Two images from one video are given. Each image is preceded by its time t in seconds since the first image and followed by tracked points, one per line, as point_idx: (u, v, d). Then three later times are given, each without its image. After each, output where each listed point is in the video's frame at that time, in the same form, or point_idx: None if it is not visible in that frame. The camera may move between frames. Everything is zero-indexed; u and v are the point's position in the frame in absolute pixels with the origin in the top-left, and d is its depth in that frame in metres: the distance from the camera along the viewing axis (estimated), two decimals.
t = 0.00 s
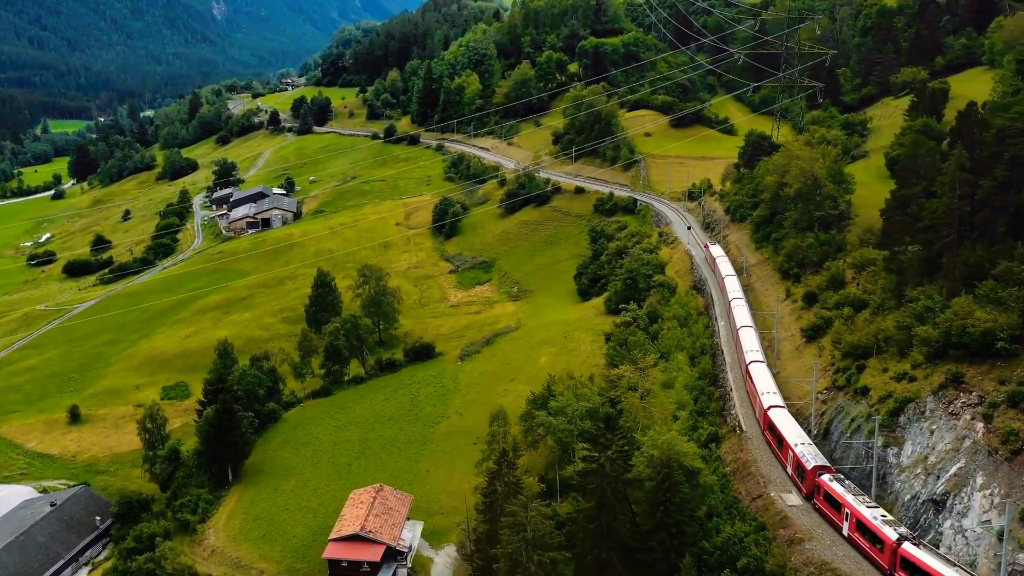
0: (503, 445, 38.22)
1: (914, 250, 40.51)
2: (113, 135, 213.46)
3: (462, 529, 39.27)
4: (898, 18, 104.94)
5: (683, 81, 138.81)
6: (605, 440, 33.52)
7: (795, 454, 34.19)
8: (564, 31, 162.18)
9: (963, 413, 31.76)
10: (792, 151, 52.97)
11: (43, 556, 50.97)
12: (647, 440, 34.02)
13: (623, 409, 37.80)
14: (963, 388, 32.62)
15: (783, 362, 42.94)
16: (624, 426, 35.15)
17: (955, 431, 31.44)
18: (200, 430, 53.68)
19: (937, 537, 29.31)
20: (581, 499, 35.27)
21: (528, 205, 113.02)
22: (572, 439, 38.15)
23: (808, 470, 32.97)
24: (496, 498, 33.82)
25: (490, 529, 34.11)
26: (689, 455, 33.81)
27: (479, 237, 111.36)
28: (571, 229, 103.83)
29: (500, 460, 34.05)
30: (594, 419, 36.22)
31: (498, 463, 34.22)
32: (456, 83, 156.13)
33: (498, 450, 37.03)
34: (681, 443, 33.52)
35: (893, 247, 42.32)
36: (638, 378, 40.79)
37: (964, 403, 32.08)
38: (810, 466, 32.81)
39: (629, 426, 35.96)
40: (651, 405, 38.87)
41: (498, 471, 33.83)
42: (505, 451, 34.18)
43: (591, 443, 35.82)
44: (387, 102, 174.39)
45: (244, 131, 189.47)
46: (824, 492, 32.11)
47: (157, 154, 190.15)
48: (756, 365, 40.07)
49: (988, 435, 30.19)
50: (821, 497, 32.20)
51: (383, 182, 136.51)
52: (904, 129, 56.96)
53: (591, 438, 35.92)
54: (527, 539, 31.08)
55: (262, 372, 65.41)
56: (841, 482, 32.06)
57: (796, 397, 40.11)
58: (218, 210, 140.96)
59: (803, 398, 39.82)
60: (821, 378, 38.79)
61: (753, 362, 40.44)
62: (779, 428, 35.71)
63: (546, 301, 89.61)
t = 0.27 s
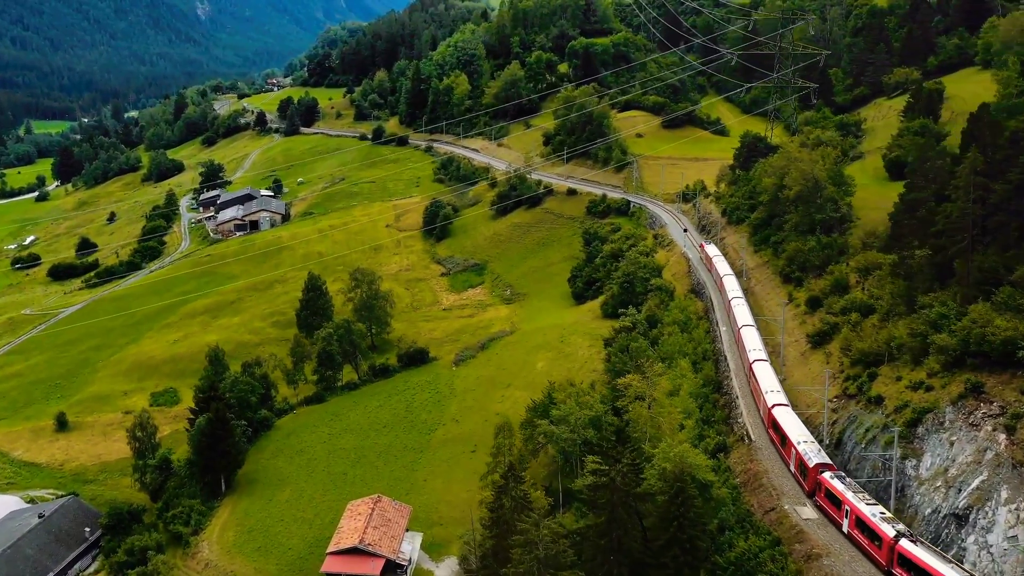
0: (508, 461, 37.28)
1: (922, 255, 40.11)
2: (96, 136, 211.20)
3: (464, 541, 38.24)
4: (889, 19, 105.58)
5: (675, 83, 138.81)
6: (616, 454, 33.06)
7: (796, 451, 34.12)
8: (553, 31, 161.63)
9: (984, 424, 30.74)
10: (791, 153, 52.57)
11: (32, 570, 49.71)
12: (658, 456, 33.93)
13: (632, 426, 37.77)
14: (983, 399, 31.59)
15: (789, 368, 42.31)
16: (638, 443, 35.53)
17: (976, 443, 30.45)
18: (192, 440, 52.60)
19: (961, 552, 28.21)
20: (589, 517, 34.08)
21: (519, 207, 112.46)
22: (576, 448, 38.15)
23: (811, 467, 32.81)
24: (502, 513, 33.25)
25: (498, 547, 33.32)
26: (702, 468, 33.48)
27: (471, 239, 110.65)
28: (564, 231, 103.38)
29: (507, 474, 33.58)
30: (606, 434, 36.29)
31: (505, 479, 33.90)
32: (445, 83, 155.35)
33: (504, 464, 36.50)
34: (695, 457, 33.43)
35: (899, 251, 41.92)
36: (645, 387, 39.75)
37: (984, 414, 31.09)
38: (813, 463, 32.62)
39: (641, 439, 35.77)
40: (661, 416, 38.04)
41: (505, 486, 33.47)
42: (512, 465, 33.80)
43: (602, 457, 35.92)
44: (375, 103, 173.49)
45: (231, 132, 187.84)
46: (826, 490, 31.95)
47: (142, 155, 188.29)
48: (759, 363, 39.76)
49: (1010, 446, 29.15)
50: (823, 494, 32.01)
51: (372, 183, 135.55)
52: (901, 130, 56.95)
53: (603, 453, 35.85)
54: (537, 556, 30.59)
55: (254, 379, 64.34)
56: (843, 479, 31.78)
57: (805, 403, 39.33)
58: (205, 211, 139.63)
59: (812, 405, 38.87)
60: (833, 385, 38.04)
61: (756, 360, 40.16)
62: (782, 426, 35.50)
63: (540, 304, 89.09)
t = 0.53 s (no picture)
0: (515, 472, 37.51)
1: (930, 258, 39.68)
2: (84, 137, 209.50)
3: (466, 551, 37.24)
4: (884, 20, 106.32)
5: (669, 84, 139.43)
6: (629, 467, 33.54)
7: (800, 448, 33.90)
8: (545, 31, 161.17)
9: (1004, 433, 29.29)
10: (792, 155, 52.15)
11: None
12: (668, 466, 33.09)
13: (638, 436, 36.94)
14: (1003, 408, 30.11)
15: (795, 374, 41.18)
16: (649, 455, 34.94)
17: (997, 454, 29.02)
18: (187, 449, 51.71)
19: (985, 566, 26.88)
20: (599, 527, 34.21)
21: (514, 209, 111.81)
22: (580, 456, 37.43)
23: (813, 464, 32.68)
24: (511, 526, 32.48)
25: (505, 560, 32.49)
26: (716, 480, 32.59)
27: (465, 241, 109.92)
28: (559, 233, 102.92)
29: (515, 488, 32.93)
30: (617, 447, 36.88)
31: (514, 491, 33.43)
32: (436, 84, 154.65)
33: (512, 474, 36.65)
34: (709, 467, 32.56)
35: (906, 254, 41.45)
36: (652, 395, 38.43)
37: (1004, 423, 29.64)
38: (817, 461, 32.47)
39: (652, 450, 35.46)
40: (670, 423, 36.83)
41: (514, 498, 32.83)
42: (521, 477, 33.21)
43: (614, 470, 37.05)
44: (365, 104, 172.77)
45: (220, 133, 186.51)
46: (828, 487, 31.89)
47: (131, 157, 186.77)
48: (763, 361, 39.39)
49: None
50: (825, 491, 31.96)
51: (364, 184, 134.68)
52: (900, 131, 56.93)
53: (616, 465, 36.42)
54: (551, 573, 30.51)
55: (249, 386, 63.35)
56: (845, 477, 31.72)
57: (819, 411, 37.98)
58: (195, 213, 138.54)
59: (822, 412, 37.68)
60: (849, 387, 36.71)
61: (760, 359, 39.80)
62: (787, 424, 35.24)
63: (536, 307, 88.60)
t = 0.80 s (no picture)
0: (524, 487, 37.34)
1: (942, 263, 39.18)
2: (72, 138, 207.76)
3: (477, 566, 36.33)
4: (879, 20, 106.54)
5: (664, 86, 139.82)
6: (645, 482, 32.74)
7: (807, 447, 33.98)
8: (537, 31, 160.70)
9: None
10: (796, 157, 51.82)
11: None
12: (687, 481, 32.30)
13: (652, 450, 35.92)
14: None
15: (806, 382, 40.41)
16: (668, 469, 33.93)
17: None
18: (184, 459, 50.84)
19: None
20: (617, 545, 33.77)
21: (509, 210, 111.10)
22: (587, 466, 36.65)
23: (820, 463, 32.91)
24: (523, 543, 31.43)
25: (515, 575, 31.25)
26: (735, 495, 31.58)
27: (459, 243, 109.20)
28: (555, 235, 102.41)
29: (527, 503, 32.11)
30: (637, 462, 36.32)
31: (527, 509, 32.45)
32: (428, 84, 153.94)
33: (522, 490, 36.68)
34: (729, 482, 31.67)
35: (917, 258, 40.97)
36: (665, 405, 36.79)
37: None
38: (823, 460, 32.64)
39: (671, 463, 34.67)
40: (683, 434, 35.63)
41: (527, 513, 31.99)
42: (532, 492, 32.48)
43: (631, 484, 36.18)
44: (356, 105, 171.98)
45: (210, 134, 185.13)
46: (834, 485, 32.14)
47: (120, 158, 185.26)
48: (770, 361, 39.46)
49: None
50: (832, 489, 32.23)
51: (357, 185, 133.79)
52: (902, 132, 56.86)
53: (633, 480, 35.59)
54: None
55: (245, 393, 62.37)
56: (852, 475, 31.85)
57: (835, 422, 36.92)
58: (186, 215, 137.46)
59: (838, 422, 36.73)
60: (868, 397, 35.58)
61: (766, 358, 39.77)
62: (795, 423, 35.28)
63: (533, 310, 87.97)
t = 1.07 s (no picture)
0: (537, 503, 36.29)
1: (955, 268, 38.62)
2: (61, 139, 206.23)
3: None
4: (876, 21, 106.61)
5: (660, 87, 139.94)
6: (664, 497, 30.92)
7: (816, 446, 33.66)
8: (531, 32, 160.04)
9: None
10: (801, 159, 51.40)
11: None
12: (707, 496, 31.14)
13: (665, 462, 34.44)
14: None
15: (819, 390, 39.54)
16: (685, 482, 32.34)
17: None
18: (182, 469, 49.98)
19: None
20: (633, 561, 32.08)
21: (506, 212, 110.34)
22: (598, 477, 35.86)
23: (829, 462, 32.66)
24: (538, 561, 30.72)
25: None
26: (755, 511, 30.44)
27: (456, 245, 108.41)
28: (553, 237, 101.76)
29: (542, 519, 31.46)
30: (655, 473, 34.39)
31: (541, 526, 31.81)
32: (422, 85, 153.16)
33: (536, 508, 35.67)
34: (749, 497, 30.75)
35: (930, 263, 40.26)
36: (680, 416, 35.20)
37: None
38: (832, 457, 32.45)
39: (687, 475, 33.24)
40: (699, 446, 34.01)
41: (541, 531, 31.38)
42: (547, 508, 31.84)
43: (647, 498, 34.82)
44: (349, 105, 171.09)
45: (201, 136, 183.88)
46: (843, 483, 31.99)
47: (110, 159, 183.86)
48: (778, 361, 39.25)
49: None
50: (840, 487, 32.08)
51: (351, 187, 132.84)
52: (905, 133, 56.71)
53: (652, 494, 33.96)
54: None
55: (243, 400, 61.38)
56: (861, 473, 31.69)
57: (853, 433, 35.79)
58: (178, 217, 136.44)
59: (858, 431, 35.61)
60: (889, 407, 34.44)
61: (774, 358, 39.58)
62: (804, 421, 35.01)
63: (532, 314, 87.31)
